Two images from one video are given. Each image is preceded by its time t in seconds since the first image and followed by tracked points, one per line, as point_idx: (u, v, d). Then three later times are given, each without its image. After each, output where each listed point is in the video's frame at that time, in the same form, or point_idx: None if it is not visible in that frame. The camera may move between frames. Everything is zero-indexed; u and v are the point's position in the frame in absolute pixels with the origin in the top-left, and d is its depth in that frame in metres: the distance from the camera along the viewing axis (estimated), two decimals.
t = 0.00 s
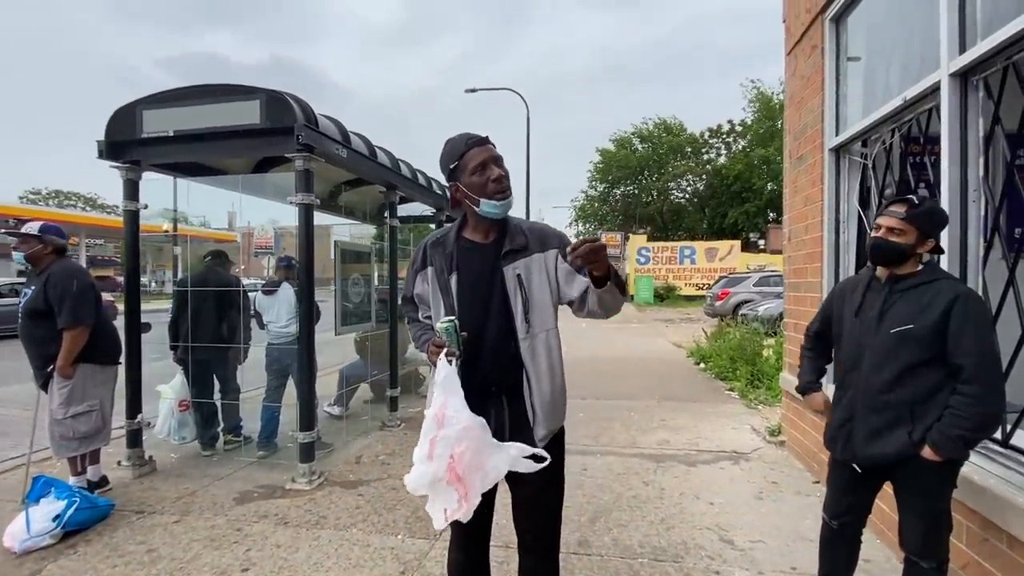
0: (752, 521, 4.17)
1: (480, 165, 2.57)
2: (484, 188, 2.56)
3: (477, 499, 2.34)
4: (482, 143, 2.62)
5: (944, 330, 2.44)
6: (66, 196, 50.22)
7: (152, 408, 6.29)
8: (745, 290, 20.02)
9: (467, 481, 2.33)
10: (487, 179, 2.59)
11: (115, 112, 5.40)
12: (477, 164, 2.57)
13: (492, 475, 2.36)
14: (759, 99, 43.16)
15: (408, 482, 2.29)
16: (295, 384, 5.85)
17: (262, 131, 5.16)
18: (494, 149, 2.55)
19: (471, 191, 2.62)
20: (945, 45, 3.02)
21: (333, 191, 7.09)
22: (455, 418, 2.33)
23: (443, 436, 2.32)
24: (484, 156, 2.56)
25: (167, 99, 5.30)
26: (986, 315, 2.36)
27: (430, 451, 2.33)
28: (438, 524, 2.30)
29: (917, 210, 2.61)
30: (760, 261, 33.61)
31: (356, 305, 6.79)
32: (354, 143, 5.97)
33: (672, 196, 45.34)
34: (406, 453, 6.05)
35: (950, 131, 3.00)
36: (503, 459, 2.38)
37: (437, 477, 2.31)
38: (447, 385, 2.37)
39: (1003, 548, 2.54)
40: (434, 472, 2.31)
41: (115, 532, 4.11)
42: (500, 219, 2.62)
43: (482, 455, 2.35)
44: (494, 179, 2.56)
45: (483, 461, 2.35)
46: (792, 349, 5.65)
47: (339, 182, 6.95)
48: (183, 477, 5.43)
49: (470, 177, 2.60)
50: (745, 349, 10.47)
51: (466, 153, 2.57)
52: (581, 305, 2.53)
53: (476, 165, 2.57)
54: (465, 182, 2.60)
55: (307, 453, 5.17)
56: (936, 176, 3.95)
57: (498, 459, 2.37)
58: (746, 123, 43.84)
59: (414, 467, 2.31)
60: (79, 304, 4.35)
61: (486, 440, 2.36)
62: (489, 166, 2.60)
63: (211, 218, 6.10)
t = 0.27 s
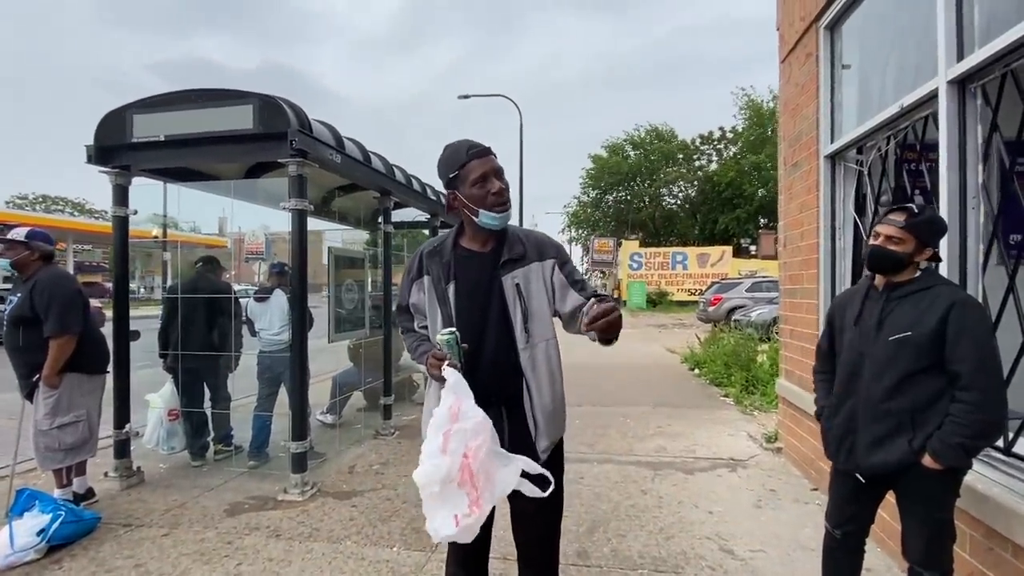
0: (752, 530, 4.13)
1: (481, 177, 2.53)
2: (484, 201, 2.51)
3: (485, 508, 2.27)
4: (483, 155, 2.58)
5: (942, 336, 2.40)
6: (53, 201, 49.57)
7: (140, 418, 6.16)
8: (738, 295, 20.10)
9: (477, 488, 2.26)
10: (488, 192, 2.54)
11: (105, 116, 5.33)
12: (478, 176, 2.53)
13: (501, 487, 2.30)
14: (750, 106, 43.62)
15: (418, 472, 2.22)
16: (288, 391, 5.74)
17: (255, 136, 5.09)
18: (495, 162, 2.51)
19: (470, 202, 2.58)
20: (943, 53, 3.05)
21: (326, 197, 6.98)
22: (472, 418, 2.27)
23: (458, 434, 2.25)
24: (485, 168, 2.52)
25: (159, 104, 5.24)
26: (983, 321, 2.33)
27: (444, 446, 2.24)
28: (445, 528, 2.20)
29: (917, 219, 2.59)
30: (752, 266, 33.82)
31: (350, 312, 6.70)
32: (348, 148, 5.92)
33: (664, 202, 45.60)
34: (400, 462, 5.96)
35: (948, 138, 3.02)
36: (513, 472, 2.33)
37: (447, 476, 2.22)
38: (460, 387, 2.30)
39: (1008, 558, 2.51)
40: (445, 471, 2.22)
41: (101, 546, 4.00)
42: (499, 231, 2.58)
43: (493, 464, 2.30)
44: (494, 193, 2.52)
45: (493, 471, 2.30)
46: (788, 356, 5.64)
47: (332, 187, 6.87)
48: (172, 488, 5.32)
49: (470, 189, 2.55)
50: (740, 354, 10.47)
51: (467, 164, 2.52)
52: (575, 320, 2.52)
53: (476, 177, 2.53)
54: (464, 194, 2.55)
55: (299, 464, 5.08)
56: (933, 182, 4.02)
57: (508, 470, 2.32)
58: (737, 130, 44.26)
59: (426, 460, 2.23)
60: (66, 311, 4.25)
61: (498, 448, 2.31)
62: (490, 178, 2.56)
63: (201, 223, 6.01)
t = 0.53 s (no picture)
0: (751, 539, 4.10)
1: (484, 184, 2.46)
2: (488, 209, 2.45)
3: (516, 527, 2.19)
4: (487, 161, 2.51)
5: (950, 345, 2.40)
6: (30, 204, 48.33)
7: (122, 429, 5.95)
8: (725, 300, 20.24)
9: (505, 509, 2.17)
10: (492, 199, 2.47)
11: (87, 119, 5.19)
12: (482, 182, 2.45)
13: (527, 498, 2.24)
14: (735, 113, 44.24)
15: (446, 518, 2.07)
16: (276, 401, 5.57)
17: (245, 140, 4.97)
18: (500, 169, 2.44)
19: (473, 210, 2.51)
20: (943, 62, 3.13)
21: (314, 202, 6.92)
22: (485, 442, 2.18)
23: (475, 464, 2.14)
24: (489, 175, 2.45)
25: (143, 106, 5.10)
26: (991, 329, 2.33)
27: (464, 482, 2.12)
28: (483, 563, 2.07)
29: (916, 226, 2.59)
30: (738, 271, 34.19)
31: (341, 319, 6.57)
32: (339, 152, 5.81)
33: (651, 208, 45.95)
34: (392, 473, 5.84)
35: (949, 145, 3.09)
36: (536, 480, 2.26)
37: (475, 510, 2.10)
38: (467, 411, 2.21)
39: (1016, 568, 2.51)
40: (472, 503, 2.10)
41: (83, 564, 3.84)
42: (502, 240, 2.51)
43: (515, 478, 2.22)
44: (498, 200, 2.45)
45: (516, 485, 2.22)
46: (782, 362, 5.65)
47: (322, 193, 6.79)
48: (156, 502, 5.14)
49: (473, 196, 2.48)
50: (730, 360, 10.50)
51: (470, 171, 2.44)
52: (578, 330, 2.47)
53: (480, 184, 2.46)
54: (467, 201, 2.48)
55: (289, 476, 4.94)
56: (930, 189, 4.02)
57: (531, 481, 2.25)
58: (722, 136, 44.84)
59: (451, 502, 2.08)
60: (48, 320, 4.08)
61: (517, 462, 2.24)
62: (494, 184, 2.49)
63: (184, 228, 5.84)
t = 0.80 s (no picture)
0: (753, 543, 4.10)
1: (488, 174, 2.42)
2: (495, 197, 2.39)
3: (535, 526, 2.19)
4: (488, 155, 2.50)
5: (964, 350, 2.46)
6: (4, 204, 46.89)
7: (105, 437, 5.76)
8: (712, 302, 20.38)
9: (523, 514, 2.16)
10: (497, 189, 2.43)
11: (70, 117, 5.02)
12: (486, 172, 2.42)
13: (542, 497, 2.20)
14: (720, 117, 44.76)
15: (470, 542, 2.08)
16: (267, 406, 5.42)
17: (235, 139, 4.83)
18: (502, 158, 2.42)
19: (479, 204, 2.44)
20: (945, 67, 3.19)
21: (306, 203, 6.77)
22: (491, 462, 2.14)
23: (485, 487, 2.11)
24: (491, 165, 2.43)
25: (129, 104, 4.95)
26: (1004, 334, 2.39)
27: (478, 506, 2.11)
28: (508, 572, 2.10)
29: (929, 231, 2.70)
30: (724, 273, 34.55)
31: (333, 322, 6.45)
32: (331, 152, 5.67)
33: (638, 210, 46.26)
34: (387, 479, 5.74)
35: (951, 148, 3.14)
36: (551, 478, 2.20)
37: (492, 528, 2.10)
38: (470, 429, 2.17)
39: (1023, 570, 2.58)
40: (490, 522, 2.10)
41: None
42: (511, 229, 2.43)
43: (528, 484, 2.17)
44: (504, 188, 2.41)
45: (530, 488, 2.18)
46: (778, 364, 5.67)
47: (313, 193, 6.65)
48: (141, 514, 4.97)
49: (479, 188, 2.44)
50: (721, 361, 10.55)
51: (473, 164, 2.42)
52: (596, 328, 2.43)
53: (484, 175, 2.42)
54: (473, 194, 2.42)
55: (282, 484, 4.81)
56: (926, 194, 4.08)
57: (545, 481, 2.20)
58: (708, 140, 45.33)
59: (472, 528, 2.08)
60: (31, 325, 3.91)
61: (526, 468, 2.19)
62: (498, 174, 2.45)
63: (165, 229, 5.70)
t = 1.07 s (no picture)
0: (752, 544, 4.10)
1: (495, 174, 2.34)
2: (501, 200, 2.33)
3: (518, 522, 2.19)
4: (494, 152, 2.41)
5: (971, 351, 2.48)
6: None
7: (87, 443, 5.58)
8: (700, 302, 20.48)
9: (509, 509, 2.15)
10: (503, 191, 2.36)
11: (52, 113, 4.86)
12: (493, 173, 2.34)
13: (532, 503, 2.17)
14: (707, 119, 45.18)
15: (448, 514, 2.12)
16: (258, 409, 5.28)
17: (224, 136, 4.71)
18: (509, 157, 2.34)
19: (485, 205, 2.38)
20: (944, 68, 3.22)
21: (295, 202, 6.64)
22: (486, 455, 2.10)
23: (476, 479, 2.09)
24: (499, 165, 2.34)
25: (114, 99, 4.80)
26: (1011, 335, 2.42)
27: (463, 490, 2.12)
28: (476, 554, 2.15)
29: (933, 230, 2.72)
30: (710, 274, 34.86)
31: (324, 324, 6.33)
32: (322, 150, 5.54)
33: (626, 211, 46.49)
34: (379, 483, 5.65)
35: (949, 149, 3.16)
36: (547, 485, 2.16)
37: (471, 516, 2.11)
38: (474, 423, 2.13)
39: None
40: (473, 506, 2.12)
41: None
42: (517, 232, 2.39)
43: (521, 485, 2.14)
44: (511, 190, 2.34)
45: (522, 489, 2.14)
46: (772, 364, 5.69)
47: (304, 191, 6.52)
48: (127, 522, 4.82)
49: (485, 188, 2.37)
50: (711, 361, 10.60)
51: (480, 163, 2.34)
52: (614, 307, 2.35)
53: (491, 176, 2.34)
54: (479, 195, 2.35)
55: (272, 490, 4.69)
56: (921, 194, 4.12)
57: (539, 488, 2.15)
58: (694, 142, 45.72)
59: (453, 507, 2.11)
60: (15, 326, 3.76)
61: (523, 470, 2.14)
62: (505, 175, 2.38)
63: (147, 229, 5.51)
